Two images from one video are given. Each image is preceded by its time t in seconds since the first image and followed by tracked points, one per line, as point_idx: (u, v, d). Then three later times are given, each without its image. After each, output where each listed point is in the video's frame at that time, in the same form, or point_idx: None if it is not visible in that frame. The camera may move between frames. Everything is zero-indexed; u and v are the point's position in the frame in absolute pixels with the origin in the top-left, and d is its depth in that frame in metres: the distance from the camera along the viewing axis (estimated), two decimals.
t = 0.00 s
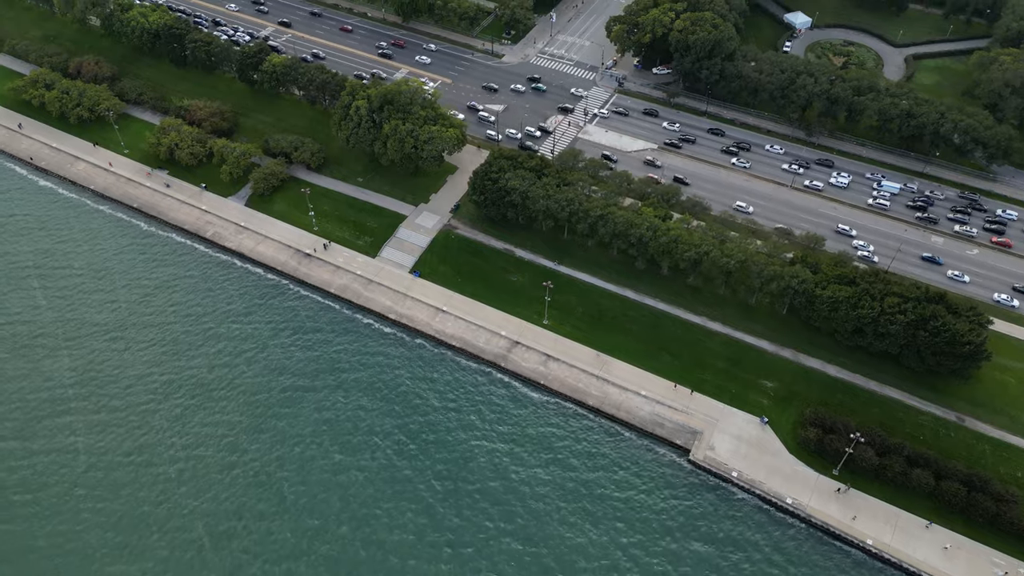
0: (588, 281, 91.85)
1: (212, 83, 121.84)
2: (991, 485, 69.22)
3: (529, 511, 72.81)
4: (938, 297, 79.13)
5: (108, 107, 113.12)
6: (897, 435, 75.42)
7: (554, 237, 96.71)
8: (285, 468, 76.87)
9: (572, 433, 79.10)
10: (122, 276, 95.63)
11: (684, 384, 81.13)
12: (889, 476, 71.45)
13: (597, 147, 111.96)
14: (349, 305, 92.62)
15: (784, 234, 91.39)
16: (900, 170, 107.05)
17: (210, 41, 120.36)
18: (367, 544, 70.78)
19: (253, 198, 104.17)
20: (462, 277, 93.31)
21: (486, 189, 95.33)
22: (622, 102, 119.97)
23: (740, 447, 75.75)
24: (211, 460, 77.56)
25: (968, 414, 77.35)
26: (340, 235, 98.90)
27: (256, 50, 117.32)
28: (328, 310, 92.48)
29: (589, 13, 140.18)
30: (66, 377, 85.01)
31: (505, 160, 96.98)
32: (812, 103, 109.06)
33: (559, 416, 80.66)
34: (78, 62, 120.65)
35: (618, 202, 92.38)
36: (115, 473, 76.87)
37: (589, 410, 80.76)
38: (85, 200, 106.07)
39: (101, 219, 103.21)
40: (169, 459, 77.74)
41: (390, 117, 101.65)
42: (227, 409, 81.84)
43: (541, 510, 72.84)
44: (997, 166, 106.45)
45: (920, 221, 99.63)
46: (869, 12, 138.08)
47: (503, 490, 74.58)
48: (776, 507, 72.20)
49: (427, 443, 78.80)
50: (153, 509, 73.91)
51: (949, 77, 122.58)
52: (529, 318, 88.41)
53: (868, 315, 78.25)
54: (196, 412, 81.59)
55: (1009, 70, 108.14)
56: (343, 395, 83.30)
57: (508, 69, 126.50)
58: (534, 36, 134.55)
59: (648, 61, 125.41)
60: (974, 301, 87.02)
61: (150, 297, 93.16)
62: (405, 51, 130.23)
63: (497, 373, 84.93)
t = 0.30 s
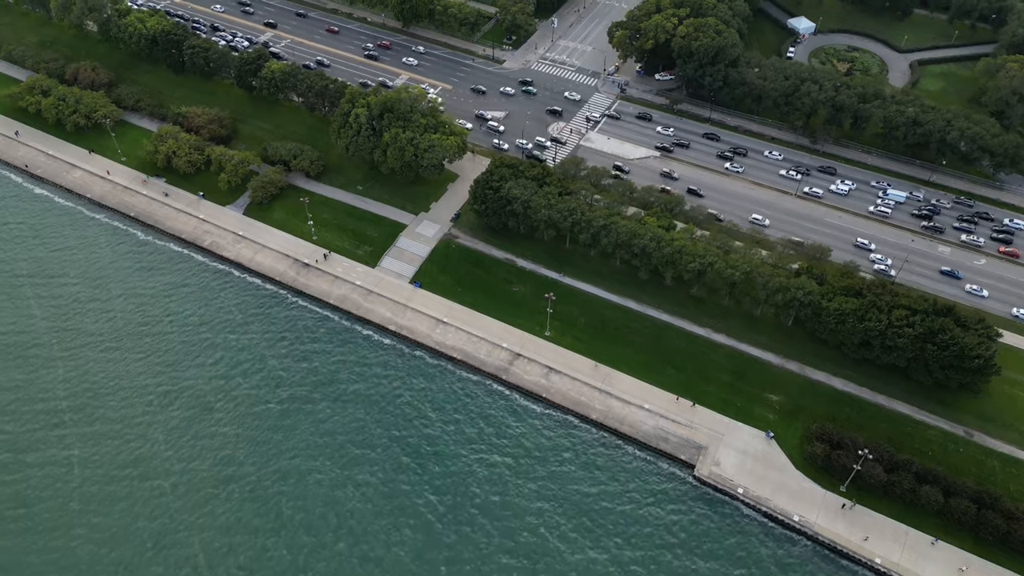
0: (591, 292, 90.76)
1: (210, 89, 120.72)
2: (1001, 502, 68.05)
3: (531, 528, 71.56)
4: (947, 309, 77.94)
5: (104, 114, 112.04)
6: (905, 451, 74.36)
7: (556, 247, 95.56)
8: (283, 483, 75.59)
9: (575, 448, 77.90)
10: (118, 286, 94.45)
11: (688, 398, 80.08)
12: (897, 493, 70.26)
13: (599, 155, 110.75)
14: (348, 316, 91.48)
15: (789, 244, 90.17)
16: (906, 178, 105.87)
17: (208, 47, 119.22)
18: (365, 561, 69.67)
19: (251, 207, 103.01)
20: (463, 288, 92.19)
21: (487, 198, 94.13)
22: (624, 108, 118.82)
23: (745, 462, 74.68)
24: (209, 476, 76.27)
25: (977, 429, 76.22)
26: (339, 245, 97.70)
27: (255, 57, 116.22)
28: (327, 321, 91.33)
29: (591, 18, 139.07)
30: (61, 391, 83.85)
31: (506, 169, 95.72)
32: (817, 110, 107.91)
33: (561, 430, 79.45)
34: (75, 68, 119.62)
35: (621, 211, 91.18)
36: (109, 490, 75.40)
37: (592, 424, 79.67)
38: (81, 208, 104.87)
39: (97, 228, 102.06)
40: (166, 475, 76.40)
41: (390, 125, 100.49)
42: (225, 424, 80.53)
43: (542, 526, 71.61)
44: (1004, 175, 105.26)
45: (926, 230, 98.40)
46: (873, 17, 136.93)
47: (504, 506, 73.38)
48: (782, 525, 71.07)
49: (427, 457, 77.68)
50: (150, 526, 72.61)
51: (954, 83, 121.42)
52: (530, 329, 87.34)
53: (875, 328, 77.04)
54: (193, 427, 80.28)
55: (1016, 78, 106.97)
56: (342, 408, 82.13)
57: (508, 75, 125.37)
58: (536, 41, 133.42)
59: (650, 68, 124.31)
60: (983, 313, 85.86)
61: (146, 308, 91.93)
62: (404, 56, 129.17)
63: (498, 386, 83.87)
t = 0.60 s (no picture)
0: (593, 303, 89.86)
1: (209, 95, 119.55)
2: (1011, 521, 67.09)
3: (533, 545, 71.14)
4: (955, 322, 76.78)
5: (101, 121, 110.95)
6: (914, 467, 73.40)
7: (558, 257, 94.54)
8: (282, 499, 75.24)
9: (578, 463, 77.44)
10: (115, 297, 93.42)
11: (692, 412, 79.22)
12: (905, 510, 69.46)
13: (602, 162, 109.60)
14: (347, 327, 90.53)
15: (793, 255, 88.98)
16: (912, 187, 104.77)
17: (206, 52, 118.10)
18: None
19: (249, 215, 101.85)
20: (464, 299, 91.21)
21: (488, 207, 92.97)
22: (627, 115, 117.69)
23: (751, 478, 73.98)
24: (205, 491, 76.03)
25: (986, 444, 75.08)
26: (339, 254, 96.61)
27: (253, 62, 115.09)
28: (326, 332, 90.38)
29: (593, 23, 137.91)
30: (58, 405, 83.08)
31: (508, 178, 94.59)
32: (821, 118, 106.77)
33: (565, 445, 78.92)
34: (72, 74, 118.54)
35: (624, 221, 89.98)
36: (106, 505, 75.17)
37: (596, 438, 79.06)
38: (77, 217, 103.76)
39: (93, 236, 101.03)
40: (162, 489, 76.19)
41: (390, 133, 99.31)
42: (221, 437, 80.07)
43: (543, 544, 71.13)
44: (1011, 183, 104.03)
45: (932, 240, 97.37)
46: (878, 22, 135.78)
47: (505, 523, 72.82)
48: (789, 543, 70.37)
49: (427, 473, 77.06)
50: (147, 542, 72.45)
51: (960, 90, 120.21)
52: (532, 341, 86.42)
53: (883, 341, 75.90)
54: (190, 440, 79.86)
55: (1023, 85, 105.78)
56: (341, 422, 81.47)
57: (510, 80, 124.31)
58: (537, 46, 132.31)
59: (652, 73, 123.24)
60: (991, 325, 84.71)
61: (143, 319, 90.95)
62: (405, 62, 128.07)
63: (499, 400, 83.10)
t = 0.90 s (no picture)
0: (596, 314, 88.80)
1: (207, 101, 118.47)
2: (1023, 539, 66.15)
3: (535, 563, 69.92)
4: (964, 335, 75.80)
5: (98, 128, 109.83)
6: (922, 483, 72.48)
7: (560, 267, 93.48)
8: (280, 515, 73.97)
9: (581, 479, 76.30)
10: (112, 307, 92.25)
11: (697, 426, 78.26)
12: (914, 528, 68.42)
13: (604, 170, 108.48)
14: (346, 338, 89.36)
15: (798, 265, 88.12)
16: (918, 195, 103.54)
17: (204, 58, 117.08)
18: None
19: (247, 225, 100.73)
20: (465, 310, 90.11)
21: (490, 217, 91.85)
22: (629, 121, 116.57)
23: (756, 494, 72.91)
24: (202, 506, 74.72)
25: (995, 460, 74.21)
26: (338, 264, 95.52)
27: (252, 69, 114.00)
28: (325, 343, 89.21)
29: (594, 28, 136.86)
30: (53, 419, 81.80)
31: (509, 187, 93.47)
32: (826, 125, 105.68)
33: (567, 460, 77.79)
34: (68, 80, 117.44)
35: (627, 231, 88.82)
36: (101, 520, 73.95)
37: (599, 453, 77.89)
38: (73, 226, 102.59)
39: (90, 246, 99.89)
40: (157, 503, 74.97)
41: (390, 141, 98.21)
42: (219, 451, 78.82)
43: (545, 563, 69.87)
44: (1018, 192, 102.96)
45: (937, 249, 96.24)
46: (882, 28, 134.66)
47: (507, 540, 71.61)
48: (796, 561, 69.21)
49: (428, 489, 75.83)
50: (142, 559, 71.22)
51: (966, 96, 119.14)
52: (533, 353, 85.37)
53: (891, 355, 74.89)
54: (186, 454, 78.68)
55: None
56: (341, 436, 80.31)
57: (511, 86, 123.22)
58: (538, 52, 131.17)
59: (655, 80, 122.13)
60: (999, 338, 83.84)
61: (140, 330, 89.80)
62: (405, 68, 126.99)
63: (500, 414, 81.94)
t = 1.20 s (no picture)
0: (599, 326, 87.64)
1: (205, 108, 117.31)
2: None
3: None
4: (973, 349, 74.68)
5: (95, 136, 108.73)
6: (931, 500, 71.66)
7: (562, 277, 92.31)
8: (278, 531, 72.77)
9: (584, 494, 75.19)
10: (108, 318, 91.03)
11: (702, 441, 77.28)
12: (924, 547, 67.54)
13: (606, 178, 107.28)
14: (345, 350, 88.14)
15: (804, 276, 87.68)
16: (925, 204, 102.38)
17: (202, 65, 115.98)
18: None
19: (245, 233, 99.56)
20: (466, 322, 88.91)
21: (491, 227, 90.62)
22: (631, 129, 115.40)
23: (762, 511, 71.94)
24: (198, 522, 73.47)
25: (1005, 476, 73.35)
26: (337, 274, 94.35)
27: (250, 75, 112.86)
28: (324, 355, 88.01)
29: (596, 34, 135.72)
30: (48, 431, 80.60)
31: (511, 196, 92.24)
32: (831, 132, 104.50)
33: (570, 476, 76.62)
34: (65, 87, 116.31)
35: (630, 241, 87.62)
36: (95, 536, 72.75)
37: (602, 469, 76.79)
38: (69, 235, 101.46)
39: (86, 255, 98.75)
40: (152, 518, 73.72)
41: (390, 150, 97.05)
42: (215, 465, 77.58)
43: None
44: None
45: (941, 258, 94.96)
46: (887, 33, 133.47)
47: (509, 558, 70.48)
48: None
49: (428, 505, 74.63)
50: None
51: (972, 103, 117.98)
52: (535, 366, 84.23)
53: (899, 369, 73.73)
54: (182, 467, 77.49)
55: None
56: (340, 450, 79.09)
57: (512, 93, 121.97)
58: (540, 57, 129.97)
59: (658, 86, 120.96)
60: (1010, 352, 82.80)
61: (136, 341, 88.63)
62: (406, 74, 125.84)
63: (502, 428, 80.77)
